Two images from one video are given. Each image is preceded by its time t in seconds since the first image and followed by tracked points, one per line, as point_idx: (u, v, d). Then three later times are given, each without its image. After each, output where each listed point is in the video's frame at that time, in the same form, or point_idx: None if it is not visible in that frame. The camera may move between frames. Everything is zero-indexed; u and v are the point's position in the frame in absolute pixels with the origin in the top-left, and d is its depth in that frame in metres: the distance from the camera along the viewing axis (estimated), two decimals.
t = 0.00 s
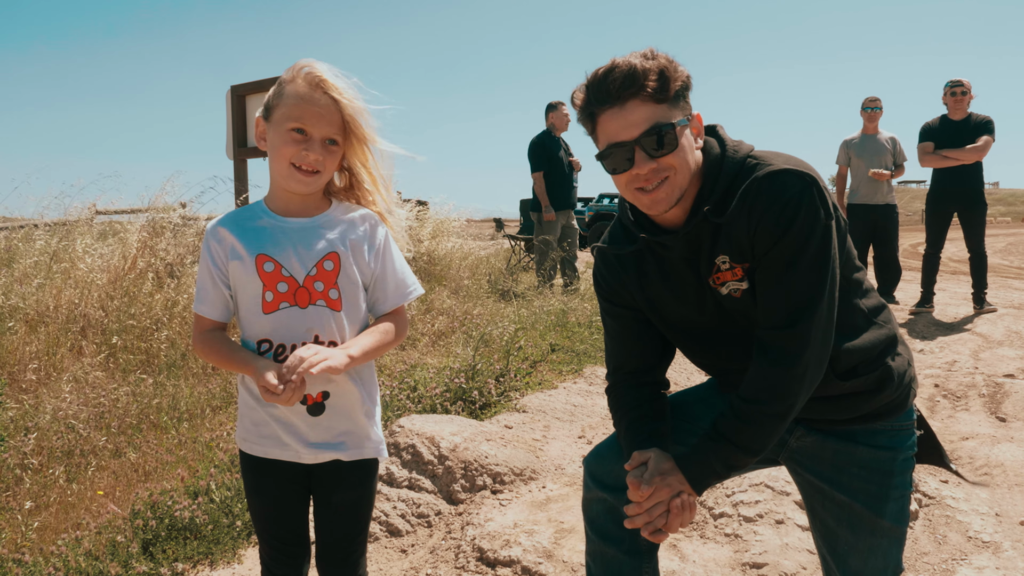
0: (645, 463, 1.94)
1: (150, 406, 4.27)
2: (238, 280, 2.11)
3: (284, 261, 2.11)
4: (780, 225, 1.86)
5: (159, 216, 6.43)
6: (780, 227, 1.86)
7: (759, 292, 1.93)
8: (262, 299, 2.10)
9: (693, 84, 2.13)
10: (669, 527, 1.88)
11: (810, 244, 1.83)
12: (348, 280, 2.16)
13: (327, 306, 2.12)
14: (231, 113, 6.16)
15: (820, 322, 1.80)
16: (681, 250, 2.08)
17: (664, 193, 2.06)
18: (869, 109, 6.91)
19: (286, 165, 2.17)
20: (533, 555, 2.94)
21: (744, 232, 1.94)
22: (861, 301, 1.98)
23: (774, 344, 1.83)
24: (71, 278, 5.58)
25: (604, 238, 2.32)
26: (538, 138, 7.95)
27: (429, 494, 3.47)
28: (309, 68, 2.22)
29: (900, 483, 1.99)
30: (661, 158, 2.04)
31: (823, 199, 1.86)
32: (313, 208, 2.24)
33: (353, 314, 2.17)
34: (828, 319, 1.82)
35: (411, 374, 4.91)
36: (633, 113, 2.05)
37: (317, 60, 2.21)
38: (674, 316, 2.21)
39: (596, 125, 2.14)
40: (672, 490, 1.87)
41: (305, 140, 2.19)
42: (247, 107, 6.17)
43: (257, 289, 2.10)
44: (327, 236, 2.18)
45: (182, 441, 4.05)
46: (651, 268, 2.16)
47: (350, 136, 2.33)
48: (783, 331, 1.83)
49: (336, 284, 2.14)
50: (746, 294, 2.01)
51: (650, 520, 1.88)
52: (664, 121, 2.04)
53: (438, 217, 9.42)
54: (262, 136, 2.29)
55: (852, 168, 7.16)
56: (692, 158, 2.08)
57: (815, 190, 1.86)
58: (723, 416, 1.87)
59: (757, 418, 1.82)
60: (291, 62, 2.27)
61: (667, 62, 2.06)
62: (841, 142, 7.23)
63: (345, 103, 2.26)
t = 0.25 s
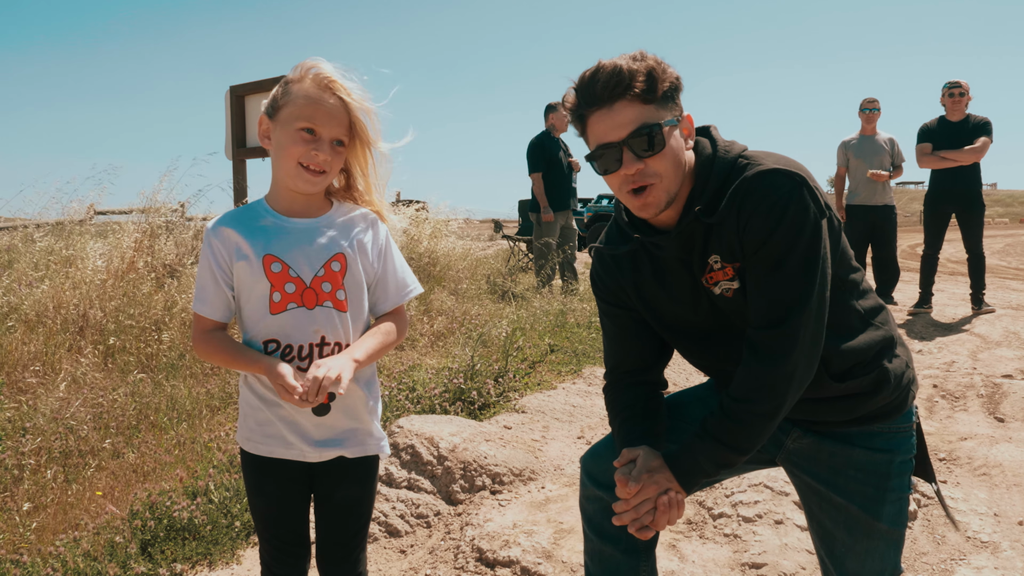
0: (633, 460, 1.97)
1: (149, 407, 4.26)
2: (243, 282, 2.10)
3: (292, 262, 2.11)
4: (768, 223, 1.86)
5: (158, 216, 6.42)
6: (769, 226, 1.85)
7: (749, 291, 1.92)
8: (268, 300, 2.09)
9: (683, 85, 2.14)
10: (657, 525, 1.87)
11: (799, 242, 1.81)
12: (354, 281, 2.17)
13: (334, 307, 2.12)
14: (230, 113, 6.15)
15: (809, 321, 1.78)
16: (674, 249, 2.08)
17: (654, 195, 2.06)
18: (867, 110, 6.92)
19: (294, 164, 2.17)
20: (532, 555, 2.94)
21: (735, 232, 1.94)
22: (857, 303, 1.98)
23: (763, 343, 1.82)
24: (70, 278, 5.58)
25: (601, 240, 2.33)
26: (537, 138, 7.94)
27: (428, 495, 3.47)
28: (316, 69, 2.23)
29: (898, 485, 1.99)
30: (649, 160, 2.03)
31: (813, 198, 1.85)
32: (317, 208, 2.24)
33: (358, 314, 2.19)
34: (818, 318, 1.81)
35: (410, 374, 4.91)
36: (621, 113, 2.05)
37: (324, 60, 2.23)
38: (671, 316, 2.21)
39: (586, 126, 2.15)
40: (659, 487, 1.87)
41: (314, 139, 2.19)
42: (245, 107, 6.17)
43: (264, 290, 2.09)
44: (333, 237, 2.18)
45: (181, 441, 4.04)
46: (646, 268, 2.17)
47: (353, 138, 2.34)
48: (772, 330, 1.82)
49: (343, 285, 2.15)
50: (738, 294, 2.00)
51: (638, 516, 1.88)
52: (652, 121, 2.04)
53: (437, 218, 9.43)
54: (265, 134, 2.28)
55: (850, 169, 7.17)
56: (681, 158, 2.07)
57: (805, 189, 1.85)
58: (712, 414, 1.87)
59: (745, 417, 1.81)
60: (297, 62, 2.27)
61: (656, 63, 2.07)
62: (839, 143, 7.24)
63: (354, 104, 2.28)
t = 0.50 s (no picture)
0: (627, 458, 2.00)
1: (148, 407, 4.26)
2: (245, 281, 2.10)
3: (294, 263, 2.11)
4: (764, 222, 1.85)
5: (156, 217, 6.42)
6: (763, 225, 1.85)
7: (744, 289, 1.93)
8: (268, 301, 2.09)
9: (677, 85, 2.14)
10: (651, 524, 1.89)
11: (793, 241, 1.82)
12: (356, 283, 2.17)
13: (334, 309, 2.13)
14: (228, 113, 6.16)
15: (803, 320, 1.78)
16: (670, 249, 2.08)
17: (648, 196, 2.07)
18: (866, 111, 6.94)
19: (298, 162, 2.17)
20: (531, 555, 2.94)
21: (730, 231, 1.94)
22: (854, 303, 1.99)
23: (758, 341, 1.83)
24: (69, 279, 5.57)
25: (599, 239, 2.34)
26: (536, 138, 7.95)
27: (427, 494, 3.48)
28: (321, 68, 2.23)
29: (894, 485, 1.99)
30: (644, 160, 2.04)
31: (807, 196, 1.85)
32: (320, 207, 2.24)
33: (362, 318, 2.18)
34: (813, 317, 1.81)
35: (409, 375, 4.91)
36: (615, 114, 2.06)
37: (329, 60, 2.24)
38: (667, 316, 2.22)
39: (580, 127, 2.16)
40: (652, 486, 1.89)
41: (319, 138, 2.20)
42: (244, 108, 6.17)
43: (265, 291, 2.09)
44: (335, 238, 2.18)
45: (180, 441, 4.05)
46: (642, 267, 2.17)
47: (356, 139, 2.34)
48: (766, 329, 1.82)
49: (344, 287, 2.15)
50: (733, 293, 2.01)
51: (631, 515, 1.90)
52: (645, 120, 2.05)
53: (436, 218, 9.43)
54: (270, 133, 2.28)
55: (849, 170, 7.18)
56: (674, 157, 2.08)
57: (799, 188, 1.85)
58: (707, 413, 1.87)
59: (741, 416, 1.81)
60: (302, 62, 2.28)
61: (649, 64, 2.07)
62: (838, 144, 7.26)
63: (358, 104, 2.29)
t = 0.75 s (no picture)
0: (622, 454, 2.00)
1: (146, 407, 4.26)
2: (239, 279, 2.12)
3: (285, 262, 2.11)
4: (758, 218, 1.86)
5: (155, 217, 6.42)
6: (758, 222, 1.86)
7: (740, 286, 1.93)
8: (261, 300, 2.10)
9: (672, 83, 2.15)
10: (646, 520, 1.89)
11: (788, 237, 1.82)
12: (349, 283, 2.15)
13: (326, 310, 2.12)
14: (227, 113, 6.16)
15: (798, 316, 1.78)
16: (666, 247, 2.08)
17: (643, 189, 2.07)
18: (864, 112, 6.95)
19: (298, 160, 2.18)
20: (530, 555, 2.95)
21: (725, 228, 1.94)
22: (851, 302, 1.99)
23: (753, 337, 1.83)
24: (67, 279, 5.57)
25: (595, 239, 2.35)
26: (534, 139, 7.96)
27: (426, 494, 3.48)
28: (328, 68, 2.25)
29: (892, 486, 2.00)
30: (640, 156, 2.05)
31: (802, 193, 1.85)
32: (319, 208, 2.23)
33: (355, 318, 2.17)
34: (809, 314, 1.81)
35: (408, 375, 4.91)
36: (610, 112, 2.07)
37: (337, 60, 2.25)
38: (664, 315, 2.22)
39: (576, 126, 2.16)
40: (647, 483, 1.89)
41: (321, 137, 2.20)
42: (243, 108, 6.17)
43: (257, 290, 2.10)
44: (329, 238, 2.16)
45: (179, 441, 4.05)
46: (638, 265, 2.18)
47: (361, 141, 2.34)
48: (762, 325, 1.82)
49: (337, 287, 2.13)
50: (729, 290, 2.01)
51: (625, 510, 1.90)
52: (640, 118, 2.05)
53: (434, 219, 9.44)
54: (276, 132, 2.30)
55: (848, 171, 7.19)
56: (671, 155, 2.09)
57: (793, 184, 1.86)
58: (703, 410, 1.88)
59: (736, 412, 1.82)
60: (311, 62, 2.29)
61: (644, 62, 2.07)
62: (836, 145, 7.27)
63: (363, 105, 2.29)
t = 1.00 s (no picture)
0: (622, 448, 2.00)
1: (144, 407, 4.25)
2: (234, 277, 2.18)
3: (271, 261, 2.12)
4: (760, 215, 1.86)
5: (153, 217, 6.41)
6: (759, 219, 1.86)
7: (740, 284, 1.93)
8: (249, 298, 2.14)
9: (671, 82, 2.14)
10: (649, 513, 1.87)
11: (789, 235, 1.82)
12: (334, 282, 2.11)
13: (309, 310, 2.10)
14: (226, 112, 6.15)
15: (800, 313, 1.78)
16: (665, 245, 2.09)
17: (644, 189, 2.07)
18: (863, 112, 6.95)
19: (295, 158, 2.18)
20: (528, 555, 2.95)
21: (726, 227, 1.95)
22: (850, 301, 1.99)
23: (755, 334, 1.83)
24: (66, 278, 5.56)
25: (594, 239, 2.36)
26: (533, 139, 7.96)
27: (424, 494, 3.48)
28: (326, 65, 2.24)
29: (891, 485, 2.00)
30: (638, 154, 2.05)
31: (802, 191, 1.85)
32: (316, 206, 2.23)
33: (342, 317, 2.13)
34: (810, 311, 1.81)
35: (406, 374, 4.91)
36: (608, 110, 2.07)
37: (335, 57, 2.24)
38: (663, 314, 2.22)
39: (575, 125, 2.16)
40: (648, 475, 1.88)
41: (317, 135, 2.19)
42: (241, 107, 6.16)
43: (246, 289, 2.15)
44: (317, 238, 2.13)
45: (177, 441, 4.04)
46: (636, 264, 2.18)
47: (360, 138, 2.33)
48: (763, 322, 1.82)
49: (321, 287, 2.10)
50: (729, 289, 2.01)
51: (628, 502, 1.88)
52: (639, 117, 2.06)
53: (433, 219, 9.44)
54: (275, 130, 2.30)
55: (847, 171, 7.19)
56: (670, 153, 2.09)
57: (794, 182, 1.86)
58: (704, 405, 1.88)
59: (736, 406, 1.82)
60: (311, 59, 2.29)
61: (642, 61, 2.07)
62: (835, 146, 7.27)
63: (361, 102, 2.27)
